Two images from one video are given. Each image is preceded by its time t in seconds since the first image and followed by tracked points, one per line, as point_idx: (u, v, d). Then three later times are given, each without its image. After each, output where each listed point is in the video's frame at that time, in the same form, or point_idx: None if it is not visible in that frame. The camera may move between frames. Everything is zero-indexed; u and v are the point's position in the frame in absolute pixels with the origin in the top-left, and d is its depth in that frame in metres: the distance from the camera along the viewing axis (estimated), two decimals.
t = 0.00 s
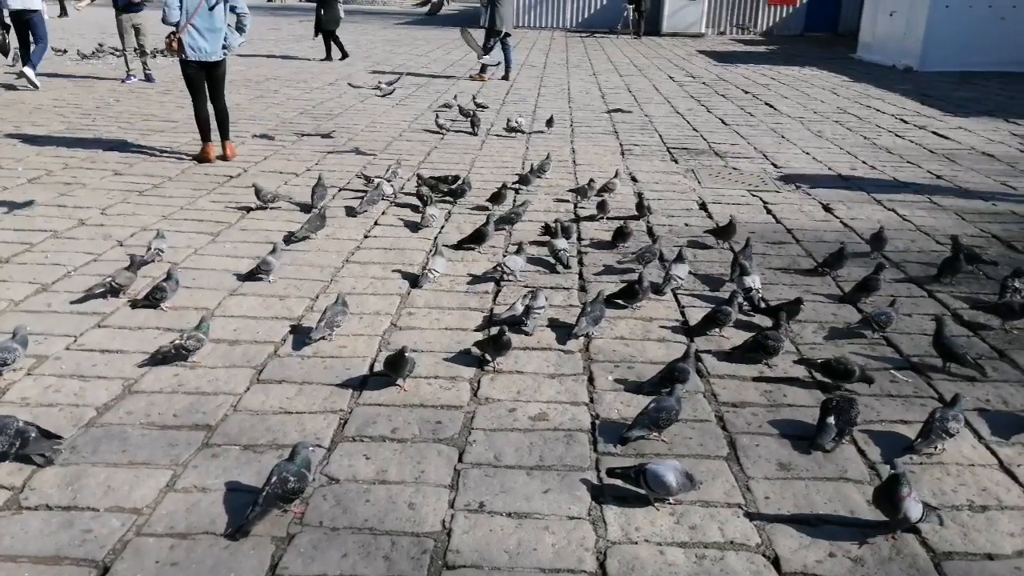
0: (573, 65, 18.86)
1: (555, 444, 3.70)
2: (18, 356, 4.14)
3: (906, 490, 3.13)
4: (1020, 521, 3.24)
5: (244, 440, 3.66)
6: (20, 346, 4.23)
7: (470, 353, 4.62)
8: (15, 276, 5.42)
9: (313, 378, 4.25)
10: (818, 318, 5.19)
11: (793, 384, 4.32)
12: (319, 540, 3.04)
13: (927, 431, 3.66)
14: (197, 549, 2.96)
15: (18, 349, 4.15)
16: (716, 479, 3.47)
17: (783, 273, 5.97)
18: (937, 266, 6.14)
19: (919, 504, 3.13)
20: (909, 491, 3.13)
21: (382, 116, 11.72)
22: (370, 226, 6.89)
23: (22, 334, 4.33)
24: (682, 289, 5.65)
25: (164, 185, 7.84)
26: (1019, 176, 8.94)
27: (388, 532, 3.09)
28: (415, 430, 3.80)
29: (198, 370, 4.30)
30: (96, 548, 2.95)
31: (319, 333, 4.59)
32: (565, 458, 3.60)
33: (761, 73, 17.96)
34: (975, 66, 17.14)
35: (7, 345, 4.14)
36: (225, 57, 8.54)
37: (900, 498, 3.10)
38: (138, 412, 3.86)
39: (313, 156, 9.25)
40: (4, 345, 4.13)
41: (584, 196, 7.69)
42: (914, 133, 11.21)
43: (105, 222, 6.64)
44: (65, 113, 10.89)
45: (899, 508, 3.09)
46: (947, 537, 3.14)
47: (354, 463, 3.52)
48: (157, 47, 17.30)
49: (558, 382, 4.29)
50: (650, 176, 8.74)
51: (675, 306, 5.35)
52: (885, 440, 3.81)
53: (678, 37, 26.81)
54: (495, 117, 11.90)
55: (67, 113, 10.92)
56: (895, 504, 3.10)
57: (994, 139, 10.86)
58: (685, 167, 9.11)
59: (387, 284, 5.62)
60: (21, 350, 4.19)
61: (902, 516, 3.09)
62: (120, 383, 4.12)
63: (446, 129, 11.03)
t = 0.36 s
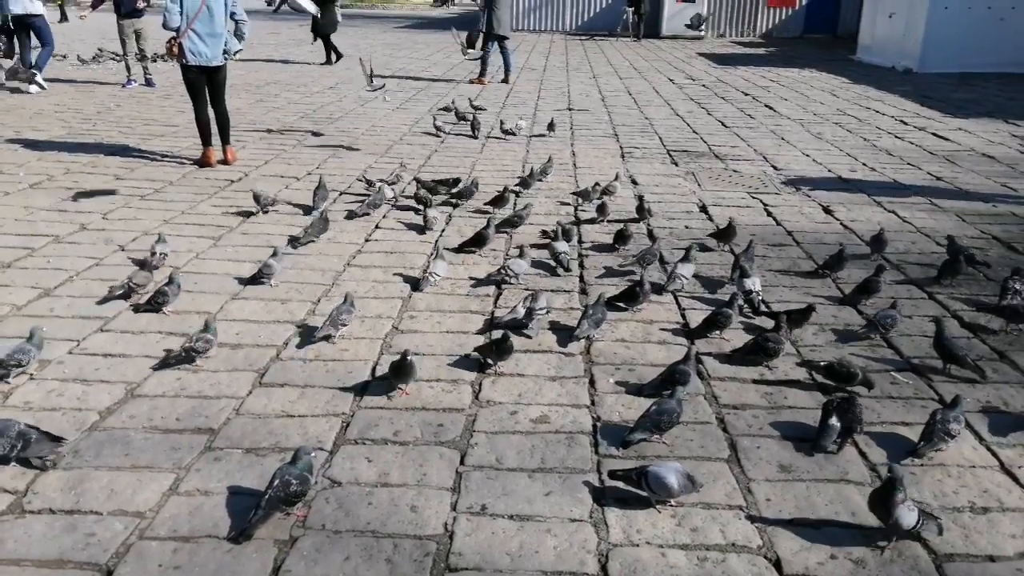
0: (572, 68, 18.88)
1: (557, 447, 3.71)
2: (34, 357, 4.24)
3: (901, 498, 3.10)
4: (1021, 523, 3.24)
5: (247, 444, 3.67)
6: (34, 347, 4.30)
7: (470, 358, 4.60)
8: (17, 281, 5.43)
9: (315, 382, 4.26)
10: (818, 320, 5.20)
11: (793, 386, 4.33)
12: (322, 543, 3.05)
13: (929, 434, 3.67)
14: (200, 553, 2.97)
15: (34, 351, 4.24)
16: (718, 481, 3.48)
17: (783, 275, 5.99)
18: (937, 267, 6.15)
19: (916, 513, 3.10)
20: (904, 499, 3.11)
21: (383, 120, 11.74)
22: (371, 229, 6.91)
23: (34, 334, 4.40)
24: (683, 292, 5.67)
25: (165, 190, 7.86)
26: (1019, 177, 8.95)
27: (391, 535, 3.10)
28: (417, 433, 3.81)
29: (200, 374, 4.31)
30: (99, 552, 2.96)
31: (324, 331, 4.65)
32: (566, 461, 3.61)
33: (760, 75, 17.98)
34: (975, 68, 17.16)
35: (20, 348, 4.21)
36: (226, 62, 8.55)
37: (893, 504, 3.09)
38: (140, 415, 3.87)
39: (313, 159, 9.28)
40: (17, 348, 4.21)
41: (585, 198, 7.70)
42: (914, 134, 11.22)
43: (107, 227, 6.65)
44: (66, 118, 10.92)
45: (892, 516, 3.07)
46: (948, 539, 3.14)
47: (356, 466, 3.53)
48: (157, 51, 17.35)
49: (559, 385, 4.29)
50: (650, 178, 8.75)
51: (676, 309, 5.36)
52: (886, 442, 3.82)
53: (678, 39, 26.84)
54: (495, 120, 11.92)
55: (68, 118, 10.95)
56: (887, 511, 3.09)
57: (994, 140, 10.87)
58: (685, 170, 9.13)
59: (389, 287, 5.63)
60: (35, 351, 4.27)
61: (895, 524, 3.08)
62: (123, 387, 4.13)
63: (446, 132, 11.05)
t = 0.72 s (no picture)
0: (575, 70, 18.89)
1: (560, 449, 3.70)
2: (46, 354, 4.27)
3: (902, 502, 3.07)
4: None
5: (250, 445, 3.67)
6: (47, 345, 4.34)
7: (472, 362, 4.57)
8: (20, 283, 5.44)
9: (318, 383, 4.26)
10: (822, 321, 5.19)
11: (797, 387, 4.32)
12: (325, 544, 3.05)
13: (935, 435, 3.66)
14: (203, 554, 2.97)
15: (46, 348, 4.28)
16: (721, 483, 3.47)
17: (786, 276, 5.98)
18: (941, 269, 6.13)
19: (918, 516, 3.06)
20: (906, 503, 3.07)
21: (385, 122, 11.75)
22: (374, 231, 6.91)
23: (49, 331, 4.44)
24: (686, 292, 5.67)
25: (168, 192, 7.86)
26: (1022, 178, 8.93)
27: (394, 536, 3.10)
28: (420, 435, 3.81)
29: (203, 375, 4.31)
30: (103, 553, 2.95)
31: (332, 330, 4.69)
32: (570, 462, 3.60)
33: (762, 77, 17.97)
34: (977, 70, 17.15)
35: (34, 345, 4.25)
36: (230, 65, 8.57)
37: (893, 508, 3.06)
38: (143, 417, 3.87)
39: (316, 161, 9.29)
40: (30, 346, 4.25)
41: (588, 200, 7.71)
42: (917, 136, 11.21)
43: (110, 229, 6.66)
44: (69, 120, 10.93)
45: (892, 520, 3.05)
46: (953, 541, 3.13)
47: (359, 468, 3.53)
48: (160, 54, 17.38)
49: (563, 387, 4.29)
50: (653, 180, 8.75)
51: (679, 310, 5.36)
52: (891, 444, 3.80)
53: (680, 41, 26.83)
54: (498, 122, 11.92)
55: (71, 120, 10.97)
56: (888, 514, 3.06)
57: (996, 141, 10.86)
58: (688, 172, 9.13)
59: (391, 288, 5.63)
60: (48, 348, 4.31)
61: (896, 529, 3.05)
62: (126, 388, 4.13)
63: (449, 135, 11.06)
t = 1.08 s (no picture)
0: (579, 69, 18.86)
1: (565, 449, 3.69)
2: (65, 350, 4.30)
3: (901, 501, 3.06)
4: None
5: (254, 445, 3.67)
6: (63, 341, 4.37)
7: (475, 365, 4.52)
8: (26, 282, 5.45)
9: (323, 383, 4.26)
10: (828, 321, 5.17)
11: (803, 387, 4.31)
12: (330, 544, 3.05)
13: (944, 436, 3.64)
14: (208, 553, 2.97)
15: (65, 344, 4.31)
16: (727, 483, 3.46)
17: (792, 276, 5.96)
18: (948, 269, 6.10)
19: (918, 516, 3.04)
20: (905, 502, 3.06)
21: (390, 121, 11.75)
22: (378, 230, 6.91)
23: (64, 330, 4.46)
24: (692, 292, 5.65)
25: (173, 191, 7.87)
26: None
27: (399, 536, 3.09)
28: (425, 434, 3.81)
29: (209, 375, 4.32)
30: (109, 552, 2.96)
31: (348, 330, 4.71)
32: (575, 462, 3.59)
33: (768, 76, 17.91)
34: (984, 69, 17.08)
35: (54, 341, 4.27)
36: (235, 65, 8.58)
37: (892, 507, 3.05)
38: (149, 416, 3.87)
39: (321, 161, 9.29)
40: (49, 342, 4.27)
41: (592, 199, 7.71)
42: (924, 135, 11.17)
43: (115, 228, 6.67)
44: (74, 120, 10.96)
45: (890, 519, 3.04)
46: (960, 542, 3.12)
47: (364, 467, 3.52)
48: (164, 53, 17.41)
49: (567, 386, 4.28)
50: (658, 179, 8.73)
51: (684, 310, 5.35)
52: (898, 444, 3.78)
53: (685, 40, 26.77)
54: (502, 122, 11.91)
55: (77, 120, 10.99)
56: (886, 513, 3.06)
57: (1004, 140, 10.81)
58: (693, 171, 9.11)
59: (396, 288, 5.63)
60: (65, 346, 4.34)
61: (894, 528, 3.03)
62: (132, 388, 4.14)
63: (453, 134, 11.05)
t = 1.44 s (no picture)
0: (585, 69, 18.85)
1: (570, 449, 3.69)
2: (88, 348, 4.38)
3: (895, 500, 3.08)
4: None
5: (260, 443, 3.68)
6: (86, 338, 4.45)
7: (482, 365, 4.51)
8: (33, 281, 5.48)
9: (329, 382, 4.27)
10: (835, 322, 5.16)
11: (809, 388, 4.30)
12: (335, 542, 3.05)
13: (950, 439, 3.63)
14: (214, 551, 2.98)
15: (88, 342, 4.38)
16: (732, 484, 3.45)
17: (798, 277, 5.95)
18: (955, 270, 6.08)
19: (913, 516, 3.04)
20: (899, 502, 3.08)
21: (395, 121, 11.75)
22: (384, 230, 6.91)
23: (91, 324, 4.55)
24: (697, 292, 5.65)
25: (179, 190, 7.89)
26: None
27: (403, 535, 3.10)
28: (430, 434, 3.81)
29: (215, 374, 4.33)
30: (115, 550, 2.97)
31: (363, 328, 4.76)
32: (579, 462, 3.59)
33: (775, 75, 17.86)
34: (991, 68, 17.01)
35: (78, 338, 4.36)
36: (241, 64, 8.59)
37: (885, 505, 3.08)
38: (155, 415, 3.88)
39: (326, 160, 9.30)
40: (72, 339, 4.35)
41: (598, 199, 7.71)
42: (931, 135, 11.13)
43: (121, 227, 6.69)
44: (82, 119, 11.00)
45: (882, 514, 3.07)
46: (966, 544, 3.11)
47: (369, 467, 3.53)
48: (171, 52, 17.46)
49: (572, 387, 4.28)
50: (664, 179, 8.72)
51: (689, 310, 5.34)
52: (904, 446, 3.77)
53: (691, 40, 26.71)
54: (508, 121, 11.91)
55: (84, 119, 11.03)
56: (879, 508, 3.09)
57: (1012, 141, 10.76)
58: (699, 171, 9.09)
59: (402, 288, 5.64)
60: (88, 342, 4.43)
61: (886, 524, 3.06)
62: (138, 386, 4.15)
63: (459, 134, 11.05)
